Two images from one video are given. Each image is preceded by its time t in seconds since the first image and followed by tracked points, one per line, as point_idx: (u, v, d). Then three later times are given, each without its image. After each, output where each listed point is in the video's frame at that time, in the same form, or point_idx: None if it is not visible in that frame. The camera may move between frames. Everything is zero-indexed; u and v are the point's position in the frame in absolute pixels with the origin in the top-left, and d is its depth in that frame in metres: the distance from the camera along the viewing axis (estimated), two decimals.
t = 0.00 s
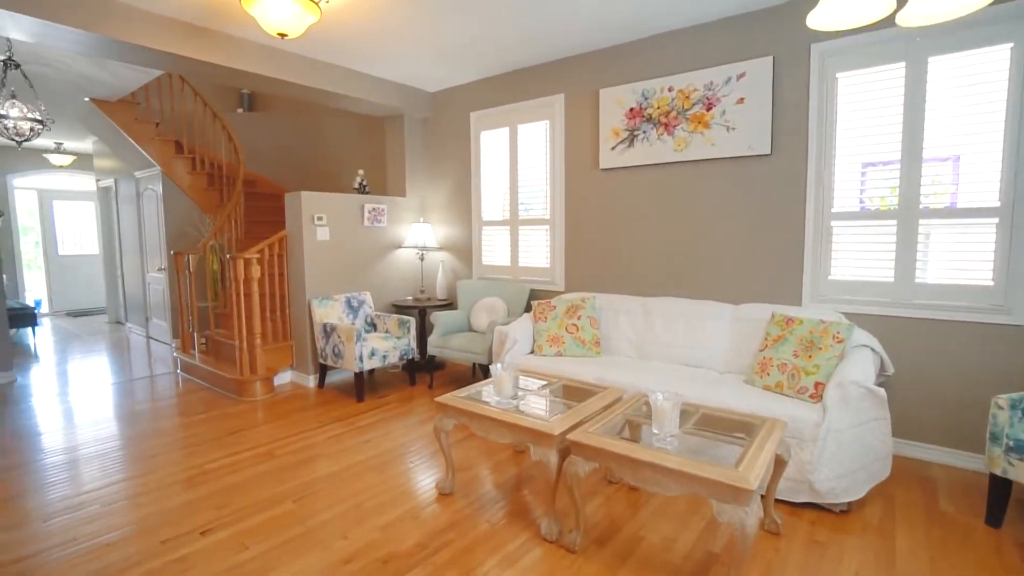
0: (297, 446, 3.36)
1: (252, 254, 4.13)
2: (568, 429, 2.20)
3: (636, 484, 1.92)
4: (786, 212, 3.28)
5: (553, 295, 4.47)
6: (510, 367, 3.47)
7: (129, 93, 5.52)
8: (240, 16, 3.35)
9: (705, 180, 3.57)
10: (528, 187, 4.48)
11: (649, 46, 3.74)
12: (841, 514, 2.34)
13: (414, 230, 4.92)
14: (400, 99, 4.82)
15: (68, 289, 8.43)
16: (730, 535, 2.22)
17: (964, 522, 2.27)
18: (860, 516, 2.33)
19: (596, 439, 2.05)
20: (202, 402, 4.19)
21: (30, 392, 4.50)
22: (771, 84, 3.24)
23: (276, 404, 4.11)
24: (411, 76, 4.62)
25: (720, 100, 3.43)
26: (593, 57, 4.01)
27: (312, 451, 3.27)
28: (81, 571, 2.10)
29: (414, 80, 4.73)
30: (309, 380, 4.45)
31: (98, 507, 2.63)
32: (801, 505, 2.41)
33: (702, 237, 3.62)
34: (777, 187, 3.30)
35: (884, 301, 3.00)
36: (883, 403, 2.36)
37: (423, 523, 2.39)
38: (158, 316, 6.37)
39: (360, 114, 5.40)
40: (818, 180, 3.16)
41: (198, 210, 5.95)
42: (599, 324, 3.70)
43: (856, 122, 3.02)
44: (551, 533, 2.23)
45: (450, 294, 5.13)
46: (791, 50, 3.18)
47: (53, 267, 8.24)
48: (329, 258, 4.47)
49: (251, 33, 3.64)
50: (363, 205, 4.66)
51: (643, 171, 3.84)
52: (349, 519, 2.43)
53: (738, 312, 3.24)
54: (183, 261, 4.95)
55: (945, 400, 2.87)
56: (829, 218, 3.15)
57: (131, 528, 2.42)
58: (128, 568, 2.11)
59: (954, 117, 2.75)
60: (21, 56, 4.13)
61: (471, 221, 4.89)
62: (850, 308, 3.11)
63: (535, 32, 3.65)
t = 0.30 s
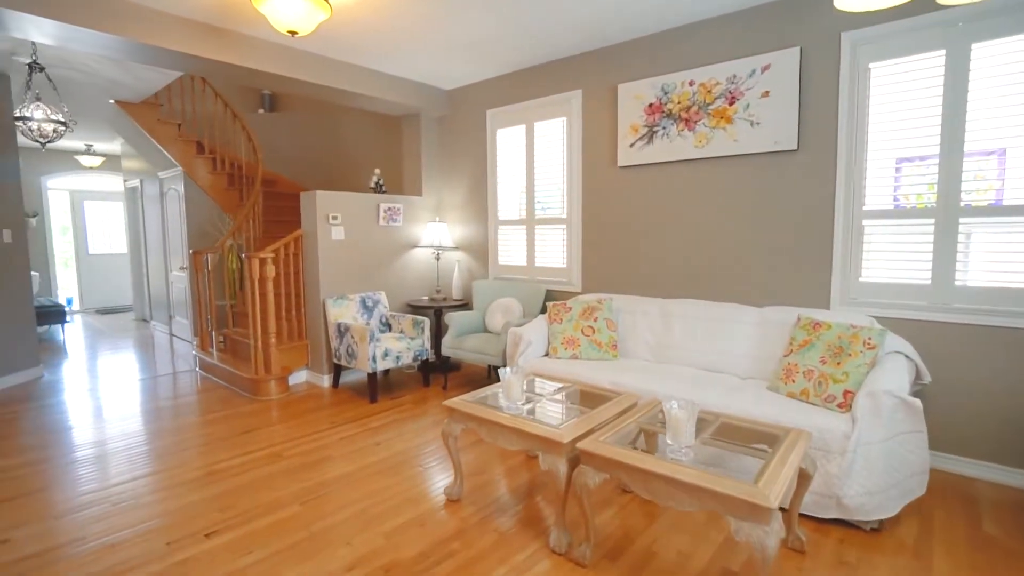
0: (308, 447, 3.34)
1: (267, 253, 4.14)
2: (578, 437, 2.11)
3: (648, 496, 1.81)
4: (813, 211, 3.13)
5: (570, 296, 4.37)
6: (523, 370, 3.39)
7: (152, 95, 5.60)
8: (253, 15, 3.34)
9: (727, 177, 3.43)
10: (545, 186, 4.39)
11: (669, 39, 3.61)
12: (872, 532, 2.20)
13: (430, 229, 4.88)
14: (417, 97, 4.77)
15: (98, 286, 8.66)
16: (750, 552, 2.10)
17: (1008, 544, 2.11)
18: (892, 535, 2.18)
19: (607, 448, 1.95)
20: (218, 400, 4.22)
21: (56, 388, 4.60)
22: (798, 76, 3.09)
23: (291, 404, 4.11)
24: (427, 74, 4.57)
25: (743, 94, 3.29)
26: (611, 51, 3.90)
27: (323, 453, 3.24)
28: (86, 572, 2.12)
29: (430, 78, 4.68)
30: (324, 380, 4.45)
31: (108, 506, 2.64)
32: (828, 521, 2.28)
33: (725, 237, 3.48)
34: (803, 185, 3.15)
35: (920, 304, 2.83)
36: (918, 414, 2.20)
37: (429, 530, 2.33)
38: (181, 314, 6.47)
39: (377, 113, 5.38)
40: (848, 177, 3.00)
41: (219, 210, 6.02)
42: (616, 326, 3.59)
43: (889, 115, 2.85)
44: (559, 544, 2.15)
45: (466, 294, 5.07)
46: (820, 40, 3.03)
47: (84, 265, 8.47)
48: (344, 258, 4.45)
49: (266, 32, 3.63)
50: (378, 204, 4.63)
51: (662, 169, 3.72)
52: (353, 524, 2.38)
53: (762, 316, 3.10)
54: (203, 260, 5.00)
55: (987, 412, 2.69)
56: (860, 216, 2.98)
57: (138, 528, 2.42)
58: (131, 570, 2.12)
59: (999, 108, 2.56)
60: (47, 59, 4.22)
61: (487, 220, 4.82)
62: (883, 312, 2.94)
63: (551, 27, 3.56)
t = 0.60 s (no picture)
0: (314, 448, 3.32)
1: (276, 253, 4.14)
2: (584, 441, 2.06)
3: (655, 504, 1.76)
4: (828, 210, 3.04)
5: (579, 296, 4.31)
6: (531, 372, 3.34)
7: (165, 95, 5.64)
8: (261, 14, 3.33)
9: (740, 176, 3.36)
10: (554, 185, 4.33)
11: (681, 35, 3.54)
12: (890, 543, 2.12)
13: (438, 229, 4.85)
14: (425, 97, 4.75)
15: (114, 285, 8.77)
16: (762, 562, 2.03)
17: None
18: (911, 546, 2.10)
19: (613, 453, 1.89)
20: (227, 400, 4.23)
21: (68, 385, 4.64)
22: (813, 71, 3.01)
23: (299, 404, 4.11)
24: (435, 73, 4.54)
25: (757, 91, 3.22)
26: (622, 48, 3.84)
27: (329, 454, 3.23)
28: (89, 571, 2.11)
29: (439, 77, 4.66)
30: (332, 380, 4.45)
31: (113, 505, 2.64)
32: (843, 530, 2.20)
33: (737, 237, 3.40)
34: (818, 183, 3.07)
35: (941, 307, 2.73)
36: (940, 421, 2.11)
37: (432, 534, 2.30)
38: (193, 313, 6.52)
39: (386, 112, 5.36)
40: (865, 175, 2.91)
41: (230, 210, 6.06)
42: (626, 328, 3.53)
43: (909, 110, 2.76)
44: (564, 551, 2.10)
45: (475, 294, 5.04)
46: (836, 34, 2.94)
47: (100, 264, 8.59)
48: (352, 258, 4.44)
49: (274, 31, 3.63)
50: (386, 204, 4.62)
51: (673, 167, 3.65)
52: (355, 527, 2.36)
53: (775, 318, 3.02)
54: (213, 260, 5.03)
55: (1011, 419, 2.59)
56: (878, 215, 2.89)
57: (142, 528, 2.42)
58: (134, 571, 2.11)
59: None
60: (60, 61, 4.26)
61: (496, 220, 4.78)
62: (901, 315, 2.85)
63: (560, 24, 3.51)
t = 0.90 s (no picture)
0: (320, 449, 3.30)
1: (284, 253, 4.14)
2: (589, 446, 2.01)
3: (662, 512, 1.71)
4: (845, 209, 2.96)
5: (588, 297, 4.25)
6: (538, 374, 3.29)
7: (176, 96, 5.68)
8: (268, 13, 3.32)
9: (753, 174, 3.28)
10: (563, 185, 4.28)
11: (693, 31, 3.47)
12: (910, 555, 2.04)
13: (447, 229, 4.82)
14: (434, 96, 4.72)
15: (129, 285, 8.89)
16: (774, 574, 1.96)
17: None
18: (931, 559, 2.02)
19: (620, 459, 1.84)
20: (235, 399, 4.24)
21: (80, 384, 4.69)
22: (829, 67, 2.93)
23: (306, 404, 4.10)
24: (444, 72, 4.50)
25: (770, 87, 3.14)
26: (632, 45, 3.78)
27: (334, 455, 3.20)
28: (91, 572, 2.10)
29: (448, 76, 4.63)
30: (339, 380, 4.44)
31: (117, 504, 2.64)
32: (860, 541, 2.12)
33: (750, 237, 3.33)
34: (834, 181, 2.98)
35: (963, 310, 2.64)
36: (962, 429, 2.03)
37: (435, 539, 2.26)
38: (205, 313, 6.56)
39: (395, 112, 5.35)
40: (884, 173, 2.82)
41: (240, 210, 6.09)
42: (635, 329, 3.47)
43: (930, 106, 2.67)
44: (570, 559, 2.05)
45: (483, 295, 5.00)
46: (854, 29, 2.85)
47: (115, 263, 8.70)
48: (360, 257, 4.43)
49: (282, 31, 3.62)
50: (395, 204, 4.60)
51: (684, 166, 3.58)
52: (356, 531, 2.33)
53: (789, 320, 2.94)
54: (222, 260, 5.05)
55: None
56: (896, 215, 2.80)
57: (145, 529, 2.41)
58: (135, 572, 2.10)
59: None
60: (72, 62, 4.30)
61: (505, 220, 4.74)
62: (921, 318, 2.76)
63: (569, 21, 3.46)
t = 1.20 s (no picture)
0: (325, 450, 3.28)
1: (291, 253, 4.14)
2: (596, 452, 1.95)
3: (669, 522, 1.65)
4: (862, 209, 2.87)
5: (597, 297, 4.19)
6: (545, 376, 3.24)
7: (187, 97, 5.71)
8: (275, 12, 3.31)
9: (767, 173, 3.20)
10: (572, 184, 4.22)
11: (705, 27, 3.40)
12: (931, 568, 1.96)
13: (455, 229, 4.78)
14: (443, 95, 4.69)
15: (143, 284, 8.98)
16: None
17: None
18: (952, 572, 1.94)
19: (626, 466, 1.78)
20: (242, 399, 4.24)
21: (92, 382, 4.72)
22: (845, 62, 2.84)
23: (313, 404, 4.09)
24: (452, 70, 4.47)
25: (784, 83, 3.06)
26: (643, 42, 3.71)
27: (340, 457, 3.18)
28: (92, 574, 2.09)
29: (457, 75, 4.60)
30: (346, 381, 4.43)
31: (121, 504, 2.64)
32: (877, 553, 2.05)
33: (763, 236, 3.25)
34: (850, 180, 2.90)
35: (986, 312, 2.54)
36: (986, 438, 1.94)
37: (437, 544, 2.22)
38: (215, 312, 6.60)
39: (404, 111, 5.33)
40: (903, 170, 2.73)
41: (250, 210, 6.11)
42: (644, 331, 3.40)
43: (952, 101, 2.58)
44: (574, 567, 2.00)
45: (492, 295, 4.96)
46: (871, 22, 2.77)
47: (129, 263, 8.80)
48: (368, 257, 4.41)
49: (289, 30, 3.60)
50: (402, 203, 4.57)
51: (696, 165, 3.51)
52: (359, 535, 2.30)
53: (803, 322, 2.86)
54: (232, 260, 5.06)
55: None
56: (916, 214, 2.71)
57: (148, 530, 2.40)
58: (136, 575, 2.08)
59: None
60: (83, 64, 4.33)
61: (514, 220, 4.69)
62: (942, 321, 2.67)
63: (578, 17, 3.41)
